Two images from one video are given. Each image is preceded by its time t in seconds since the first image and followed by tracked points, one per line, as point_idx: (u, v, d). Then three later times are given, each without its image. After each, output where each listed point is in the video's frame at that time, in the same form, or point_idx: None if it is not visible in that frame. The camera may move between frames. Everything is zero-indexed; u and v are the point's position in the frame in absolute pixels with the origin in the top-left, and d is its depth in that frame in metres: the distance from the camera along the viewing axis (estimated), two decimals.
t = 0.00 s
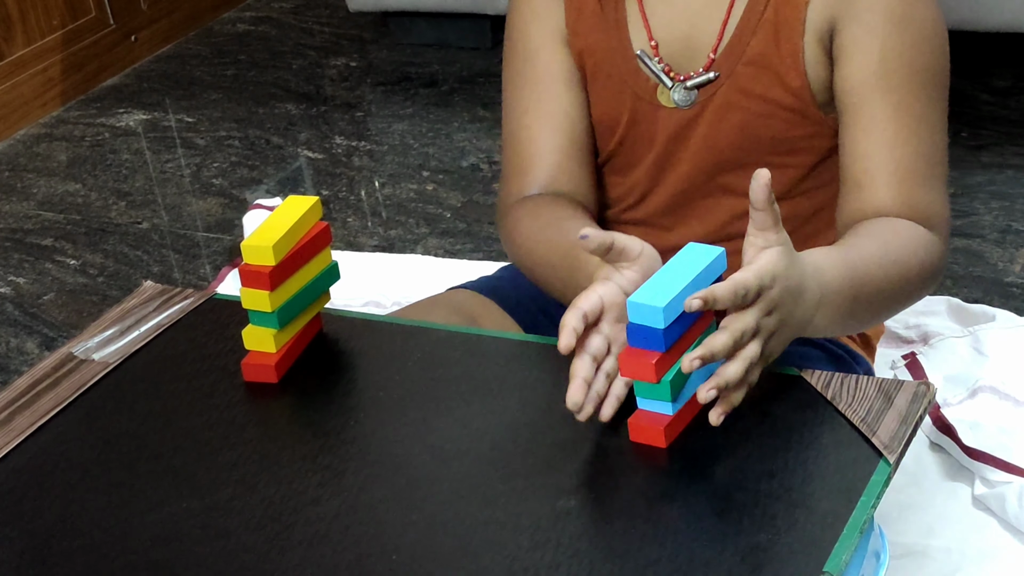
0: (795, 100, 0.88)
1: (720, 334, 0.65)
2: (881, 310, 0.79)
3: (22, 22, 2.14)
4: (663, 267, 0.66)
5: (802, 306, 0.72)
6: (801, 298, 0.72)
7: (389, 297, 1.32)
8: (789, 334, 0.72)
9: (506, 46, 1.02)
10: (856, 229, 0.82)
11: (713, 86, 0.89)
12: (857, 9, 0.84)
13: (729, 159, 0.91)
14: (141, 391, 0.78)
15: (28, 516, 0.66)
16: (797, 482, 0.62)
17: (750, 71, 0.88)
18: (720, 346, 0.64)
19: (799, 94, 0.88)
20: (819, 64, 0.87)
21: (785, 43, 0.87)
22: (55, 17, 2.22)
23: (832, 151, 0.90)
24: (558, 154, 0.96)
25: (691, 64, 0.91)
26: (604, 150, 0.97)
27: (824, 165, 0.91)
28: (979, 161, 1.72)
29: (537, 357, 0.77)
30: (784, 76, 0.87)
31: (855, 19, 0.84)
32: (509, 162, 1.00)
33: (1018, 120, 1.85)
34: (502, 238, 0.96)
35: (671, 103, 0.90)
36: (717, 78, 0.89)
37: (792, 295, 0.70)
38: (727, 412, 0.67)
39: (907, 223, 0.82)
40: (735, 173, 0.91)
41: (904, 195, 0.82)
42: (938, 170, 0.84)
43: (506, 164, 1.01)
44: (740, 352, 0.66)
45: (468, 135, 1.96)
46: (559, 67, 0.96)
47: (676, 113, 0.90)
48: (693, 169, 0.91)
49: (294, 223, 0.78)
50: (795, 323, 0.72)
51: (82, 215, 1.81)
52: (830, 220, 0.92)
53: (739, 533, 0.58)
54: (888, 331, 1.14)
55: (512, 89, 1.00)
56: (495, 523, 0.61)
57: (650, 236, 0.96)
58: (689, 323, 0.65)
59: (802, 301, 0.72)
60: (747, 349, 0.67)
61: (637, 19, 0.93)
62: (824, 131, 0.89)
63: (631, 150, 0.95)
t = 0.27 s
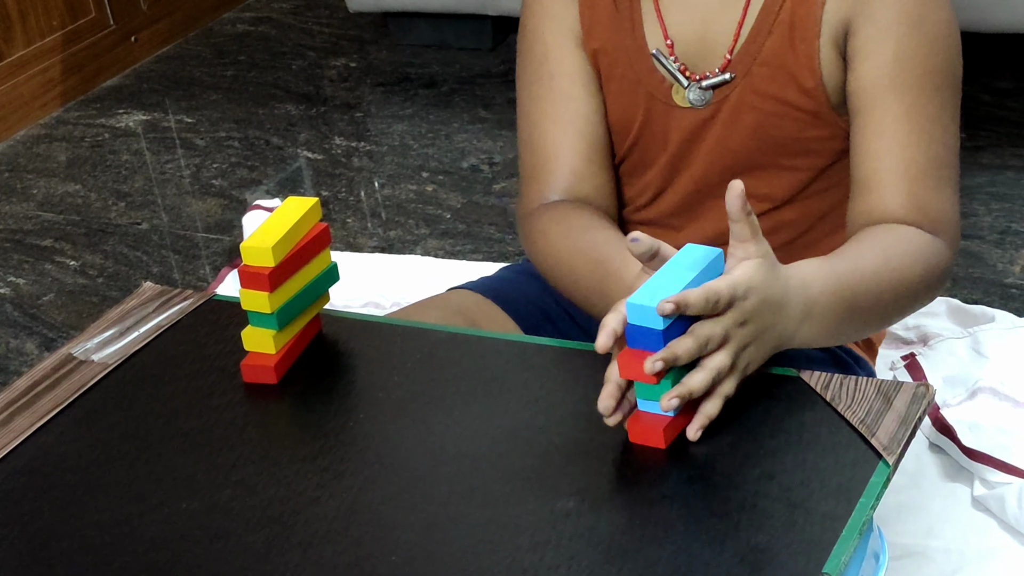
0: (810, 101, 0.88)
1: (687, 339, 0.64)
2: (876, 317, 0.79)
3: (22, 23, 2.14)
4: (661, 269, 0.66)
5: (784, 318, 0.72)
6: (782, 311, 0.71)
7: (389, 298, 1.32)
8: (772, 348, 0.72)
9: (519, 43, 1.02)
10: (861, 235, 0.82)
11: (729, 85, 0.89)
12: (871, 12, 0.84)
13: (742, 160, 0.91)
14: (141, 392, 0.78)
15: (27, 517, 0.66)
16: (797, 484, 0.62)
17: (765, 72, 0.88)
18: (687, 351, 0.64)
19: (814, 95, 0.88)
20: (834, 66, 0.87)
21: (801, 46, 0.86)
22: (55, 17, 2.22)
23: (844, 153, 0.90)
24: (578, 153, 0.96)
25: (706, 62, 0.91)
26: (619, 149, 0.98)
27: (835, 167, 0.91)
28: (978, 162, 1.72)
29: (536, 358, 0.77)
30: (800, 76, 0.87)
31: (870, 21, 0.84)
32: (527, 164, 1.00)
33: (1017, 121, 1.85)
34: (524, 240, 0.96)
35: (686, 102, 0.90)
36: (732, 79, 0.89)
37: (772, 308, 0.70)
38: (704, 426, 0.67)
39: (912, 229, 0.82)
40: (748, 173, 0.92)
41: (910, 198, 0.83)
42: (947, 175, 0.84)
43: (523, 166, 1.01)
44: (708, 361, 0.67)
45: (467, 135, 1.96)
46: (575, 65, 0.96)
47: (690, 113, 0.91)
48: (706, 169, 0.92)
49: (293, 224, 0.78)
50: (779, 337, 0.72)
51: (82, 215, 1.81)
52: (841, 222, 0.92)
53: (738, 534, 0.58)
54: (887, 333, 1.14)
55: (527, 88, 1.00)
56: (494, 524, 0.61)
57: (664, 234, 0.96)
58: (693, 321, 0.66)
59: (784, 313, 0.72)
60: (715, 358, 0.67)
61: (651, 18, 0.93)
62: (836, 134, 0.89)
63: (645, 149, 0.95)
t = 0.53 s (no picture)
0: (812, 102, 0.88)
1: (682, 339, 0.65)
2: (876, 319, 0.79)
3: (23, 22, 2.14)
4: (659, 267, 0.67)
5: (785, 321, 0.72)
6: (783, 314, 0.71)
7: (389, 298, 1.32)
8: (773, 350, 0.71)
9: (522, 43, 1.02)
10: (857, 239, 0.82)
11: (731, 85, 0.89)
12: (873, 14, 0.84)
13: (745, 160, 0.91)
14: (142, 390, 0.78)
15: (29, 515, 0.66)
16: (796, 482, 0.62)
17: (767, 72, 0.88)
18: (682, 349, 0.64)
19: (817, 96, 0.88)
20: (835, 68, 0.87)
21: (804, 48, 0.86)
22: (56, 16, 2.22)
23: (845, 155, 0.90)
24: (581, 153, 0.96)
25: (710, 61, 0.91)
26: (622, 149, 0.98)
27: (836, 168, 0.91)
28: (978, 161, 1.72)
29: (536, 357, 0.78)
30: (802, 77, 0.87)
31: (872, 24, 0.84)
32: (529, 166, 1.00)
33: (1016, 120, 1.85)
34: (526, 239, 0.96)
35: (688, 100, 0.90)
36: (735, 79, 0.89)
37: (772, 310, 0.70)
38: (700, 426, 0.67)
39: (909, 234, 0.82)
40: (750, 173, 0.92)
41: (908, 203, 0.83)
42: (944, 180, 0.84)
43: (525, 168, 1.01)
44: (705, 360, 0.66)
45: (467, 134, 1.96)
46: (579, 65, 0.96)
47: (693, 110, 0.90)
48: (708, 169, 0.92)
49: (294, 223, 0.78)
50: (779, 339, 0.72)
51: (83, 214, 1.81)
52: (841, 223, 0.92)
53: (738, 532, 0.58)
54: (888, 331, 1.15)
55: (530, 88, 1.00)
56: (495, 523, 0.61)
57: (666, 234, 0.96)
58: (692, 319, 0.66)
59: (785, 315, 0.72)
60: (711, 356, 0.66)
61: (654, 16, 0.93)
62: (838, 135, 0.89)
63: (648, 149, 0.95)
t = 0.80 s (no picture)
0: (808, 97, 0.88)
1: (682, 336, 0.64)
2: (875, 315, 0.79)
3: (24, 22, 2.14)
4: (658, 265, 0.67)
5: (784, 319, 0.72)
6: (782, 312, 0.71)
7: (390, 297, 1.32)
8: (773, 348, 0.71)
9: (522, 42, 1.02)
10: (853, 235, 0.82)
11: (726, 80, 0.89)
12: (869, 9, 0.84)
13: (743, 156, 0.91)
14: (142, 389, 0.78)
15: (30, 513, 0.66)
16: (796, 480, 0.62)
17: (763, 67, 0.88)
18: (682, 346, 0.64)
19: (812, 91, 0.88)
20: (831, 63, 0.87)
21: (800, 43, 0.87)
22: (57, 16, 2.22)
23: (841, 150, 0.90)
24: (581, 152, 0.96)
25: (706, 57, 0.91)
26: (621, 146, 0.98)
27: (832, 165, 0.91)
28: (978, 160, 1.72)
29: (536, 355, 0.78)
30: (798, 73, 0.87)
31: (867, 19, 0.84)
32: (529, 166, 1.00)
33: (1016, 119, 1.85)
34: (527, 238, 0.97)
35: (683, 95, 0.90)
36: (730, 74, 0.89)
37: (771, 308, 0.70)
38: (701, 424, 0.67)
39: (905, 229, 0.82)
40: (748, 170, 0.92)
41: (904, 198, 0.83)
42: (940, 176, 0.84)
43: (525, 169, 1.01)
44: (704, 357, 0.66)
45: (468, 134, 1.96)
46: (578, 63, 0.97)
47: (688, 106, 0.91)
48: (705, 165, 0.92)
49: (294, 222, 0.78)
50: (779, 337, 0.72)
51: (84, 214, 1.81)
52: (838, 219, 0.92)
53: (739, 530, 0.59)
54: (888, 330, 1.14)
55: (530, 86, 1.00)
56: (496, 521, 0.62)
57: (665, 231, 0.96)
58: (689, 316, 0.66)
59: (785, 313, 0.72)
60: (711, 353, 0.66)
61: (651, 10, 0.93)
62: (834, 131, 0.89)
63: (646, 146, 0.95)
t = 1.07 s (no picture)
0: (810, 95, 0.88)
1: (683, 340, 0.64)
2: (879, 314, 0.79)
3: (25, 22, 2.14)
4: (659, 266, 0.67)
5: (786, 318, 0.71)
6: (783, 312, 0.71)
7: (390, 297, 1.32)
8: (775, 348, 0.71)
9: (523, 43, 1.02)
10: (854, 234, 0.82)
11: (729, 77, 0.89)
12: (870, 6, 0.84)
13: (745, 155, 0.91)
14: (143, 389, 0.78)
15: (31, 514, 0.66)
16: (797, 481, 0.62)
17: (765, 65, 0.88)
18: (682, 350, 0.64)
19: (813, 89, 0.88)
20: (831, 61, 0.87)
21: (801, 41, 0.87)
22: (58, 16, 2.22)
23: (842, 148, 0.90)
24: (583, 153, 0.96)
25: (708, 56, 0.91)
26: (623, 147, 0.98)
27: (834, 163, 0.91)
28: (979, 160, 1.72)
29: (537, 355, 0.78)
30: (799, 70, 0.87)
31: (868, 17, 0.84)
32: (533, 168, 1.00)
33: (1018, 120, 1.85)
34: (529, 240, 0.96)
35: (686, 96, 0.91)
36: (732, 73, 0.89)
37: (772, 308, 0.70)
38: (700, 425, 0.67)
39: (906, 227, 0.82)
40: (749, 169, 0.92)
41: (904, 197, 0.83)
42: (941, 174, 0.84)
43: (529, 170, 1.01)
44: (704, 360, 0.66)
45: (468, 134, 1.96)
46: (579, 64, 0.97)
47: (690, 105, 0.91)
48: (707, 164, 0.92)
49: (294, 222, 0.78)
50: (781, 337, 0.71)
51: (84, 214, 1.82)
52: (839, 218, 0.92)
53: (740, 531, 0.59)
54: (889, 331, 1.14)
55: (530, 88, 1.00)
56: (496, 522, 0.62)
57: (666, 230, 0.96)
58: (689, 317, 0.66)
59: (785, 313, 0.71)
60: (711, 356, 0.66)
61: (653, 9, 0.93)
62: (835, 129, 0.89)
63: (648, 145, 0.95)
